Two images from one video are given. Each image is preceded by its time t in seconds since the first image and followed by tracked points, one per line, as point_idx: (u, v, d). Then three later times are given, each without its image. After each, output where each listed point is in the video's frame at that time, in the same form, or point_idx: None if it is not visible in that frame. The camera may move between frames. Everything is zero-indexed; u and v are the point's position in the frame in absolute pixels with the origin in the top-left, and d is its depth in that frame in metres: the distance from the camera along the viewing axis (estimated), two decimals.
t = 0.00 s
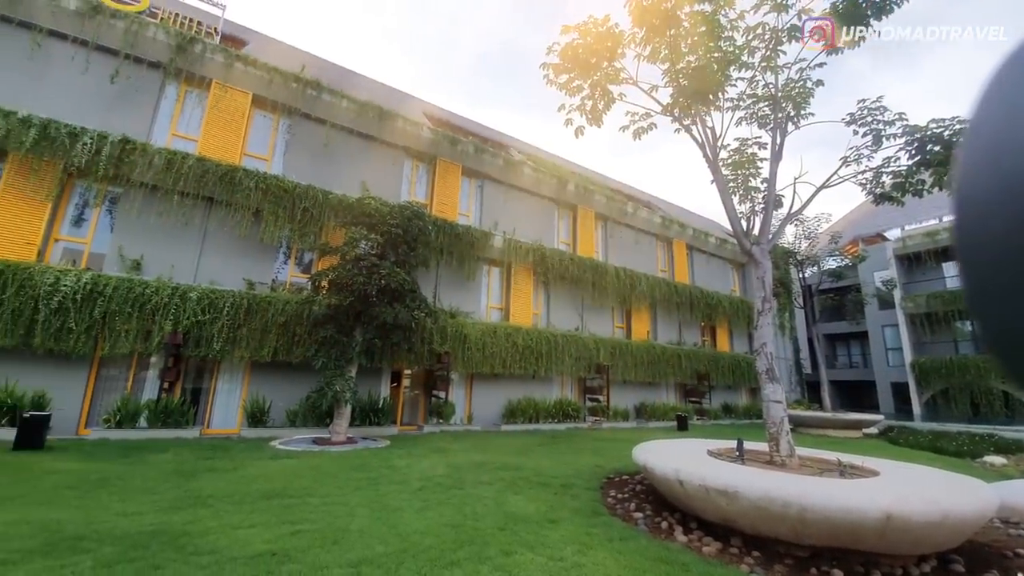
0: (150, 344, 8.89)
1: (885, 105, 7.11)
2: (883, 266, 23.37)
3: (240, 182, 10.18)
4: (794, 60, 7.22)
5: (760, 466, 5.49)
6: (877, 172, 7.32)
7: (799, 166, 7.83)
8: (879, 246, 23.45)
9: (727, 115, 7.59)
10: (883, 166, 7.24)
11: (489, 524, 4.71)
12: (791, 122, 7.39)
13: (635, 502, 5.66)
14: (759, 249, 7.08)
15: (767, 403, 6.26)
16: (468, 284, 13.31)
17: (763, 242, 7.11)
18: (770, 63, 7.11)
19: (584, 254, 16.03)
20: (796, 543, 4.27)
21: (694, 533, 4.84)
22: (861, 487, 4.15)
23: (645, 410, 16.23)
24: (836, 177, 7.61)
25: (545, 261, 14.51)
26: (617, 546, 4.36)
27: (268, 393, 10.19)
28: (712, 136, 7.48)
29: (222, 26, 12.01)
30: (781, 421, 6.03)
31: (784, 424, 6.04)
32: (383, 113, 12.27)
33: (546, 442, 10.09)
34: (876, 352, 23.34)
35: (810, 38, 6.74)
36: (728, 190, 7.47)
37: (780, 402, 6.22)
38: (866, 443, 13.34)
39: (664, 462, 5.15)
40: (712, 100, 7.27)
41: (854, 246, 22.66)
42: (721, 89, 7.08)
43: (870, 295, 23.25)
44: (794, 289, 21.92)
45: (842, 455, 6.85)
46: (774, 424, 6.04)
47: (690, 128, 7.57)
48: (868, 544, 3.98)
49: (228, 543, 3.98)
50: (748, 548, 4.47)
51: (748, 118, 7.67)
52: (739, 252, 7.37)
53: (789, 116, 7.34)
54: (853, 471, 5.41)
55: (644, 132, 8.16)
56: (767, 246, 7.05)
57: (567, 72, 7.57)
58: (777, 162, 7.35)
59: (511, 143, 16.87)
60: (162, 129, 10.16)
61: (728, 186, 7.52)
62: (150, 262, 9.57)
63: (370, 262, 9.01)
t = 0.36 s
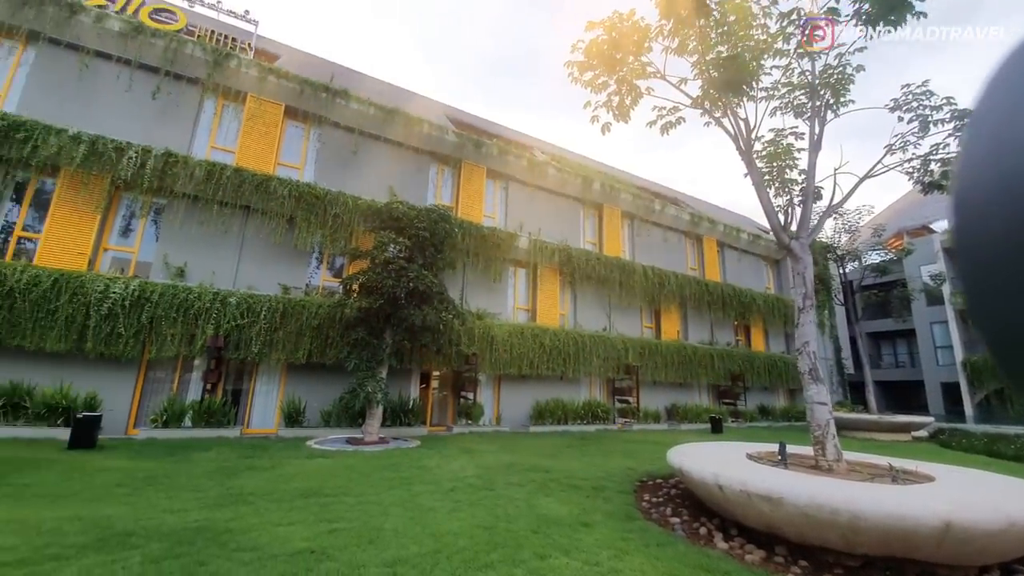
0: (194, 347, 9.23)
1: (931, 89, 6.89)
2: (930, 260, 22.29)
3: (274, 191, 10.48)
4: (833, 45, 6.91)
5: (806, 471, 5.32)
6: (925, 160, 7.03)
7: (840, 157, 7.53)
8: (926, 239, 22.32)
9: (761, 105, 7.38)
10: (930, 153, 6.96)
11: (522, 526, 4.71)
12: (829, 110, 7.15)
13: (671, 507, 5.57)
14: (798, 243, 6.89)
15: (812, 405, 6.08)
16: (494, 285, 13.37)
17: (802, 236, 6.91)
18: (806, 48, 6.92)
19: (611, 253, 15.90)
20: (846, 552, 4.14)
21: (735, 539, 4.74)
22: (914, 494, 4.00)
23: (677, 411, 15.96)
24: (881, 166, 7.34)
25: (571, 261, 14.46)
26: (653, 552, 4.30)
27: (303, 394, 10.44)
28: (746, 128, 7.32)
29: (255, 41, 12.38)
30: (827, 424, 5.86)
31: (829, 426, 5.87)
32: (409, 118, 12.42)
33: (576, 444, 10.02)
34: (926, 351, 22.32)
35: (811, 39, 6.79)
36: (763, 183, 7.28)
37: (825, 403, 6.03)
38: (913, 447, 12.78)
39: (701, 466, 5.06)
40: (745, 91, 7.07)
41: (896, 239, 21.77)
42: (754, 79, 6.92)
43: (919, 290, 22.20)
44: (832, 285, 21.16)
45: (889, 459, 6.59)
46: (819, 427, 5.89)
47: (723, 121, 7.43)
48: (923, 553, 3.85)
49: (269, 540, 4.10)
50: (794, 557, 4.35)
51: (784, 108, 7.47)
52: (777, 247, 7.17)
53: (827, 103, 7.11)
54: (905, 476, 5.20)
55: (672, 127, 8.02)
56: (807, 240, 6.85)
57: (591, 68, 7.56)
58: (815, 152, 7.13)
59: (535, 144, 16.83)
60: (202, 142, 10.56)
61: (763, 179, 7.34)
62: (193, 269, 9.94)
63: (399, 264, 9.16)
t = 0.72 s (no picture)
0: (234, 351, 9.54)
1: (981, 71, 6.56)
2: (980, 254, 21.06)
3: (307, 199, 10.74)
4: (874, 29, 6.76)
5: (855, 478, 5.14)
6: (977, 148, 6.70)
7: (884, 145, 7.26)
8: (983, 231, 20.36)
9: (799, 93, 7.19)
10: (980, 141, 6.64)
11: (556, 531, 4.69)
12: (873, 97, 6.85)
13: (709, 513, 5.46)
14: (842, 237, 6.70)
15: (861, 408, 5.88)
16: (521, 287, 13.40)
17: (846, 230, 6.71)
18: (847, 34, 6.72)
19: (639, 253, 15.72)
20: (900, 563, 3.98)
21: (780, 549, 4.61)
22: (974, 504, 3.82)
23: (710, 414, 15.62)
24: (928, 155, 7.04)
25: (598, 262, 14.36)
26: (692, 559, 4.23)
27: (336, 395, 10.66)
28: (781, 119, 7.15)
29: (286, 55, 12.77)
30: (878, 428, 5.65)
31: (880, 431, 5.65)
32: (434, 123, 12.57)
33: (607, 446, 9.92)
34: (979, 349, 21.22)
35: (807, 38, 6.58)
36: (802, 177, 7.09)
37: (876, 406, 5.82)
38: (966, 452, 12.15)
39: (742, 472, 4.94)
40: (782, 80, 6.92)
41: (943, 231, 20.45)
42: (792, 67, 6.78)
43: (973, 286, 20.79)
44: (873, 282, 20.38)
45: (940, 464, 6.31)
46: (870, 432, 5.67)
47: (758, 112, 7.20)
48: (986, 565, 3.67)
49: (308, 538, 4.20)
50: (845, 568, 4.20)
51: (822, 97, 7.23)
52: (819, 241, 6.98)
53: (870, 90, 6.81)
54: (963, 483, 4.97)
55: (702, 121, 7.86)
56: (852, 234, 6.66)
57: (618, 65, 7.52)
58: (858, 142, 6.89)
59: (560, 145, 16.79)
60: (239, 154, 10.93)
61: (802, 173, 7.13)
62: (233, 276, 10.29)
63: (427, 267, 9.25)
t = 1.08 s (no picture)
0: (268, 354, 9.79)
1: None
2: None
3: (336, 205, 10.96)
4: (914, 13, 6.52)
5: (901, 483, 4.97)
6: None
7: (926, 135, 7.00)
8: None
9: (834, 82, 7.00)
10: None
11: (587, 534, 4.67)
12: (913, 84, 6.66)
13: (745, 519, 5.34)
14: (884, 231, 6.48)
15: (907, 411, 5.69)
16: (546, 289, 13.41)
17: (888, 223, 6.48)
18: (884, 20, 6.52)
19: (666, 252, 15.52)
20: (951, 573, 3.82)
21: (821, 557, 4.48)
22: None
23: (743, 417, 15.26)
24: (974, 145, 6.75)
25: (623, 262, 14.23)
26: (727, 567, 4.15)
27: (365, 397, 10.83)
28: (814, 110, 6.98)
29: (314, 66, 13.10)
30: (924, 432, 5.46)
31: (927, 434, 5.45)
32: (457, 128, 12.69)
33: (636, 450, 9.79)
34: None
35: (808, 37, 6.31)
36: (839, 169, 6.89)
37: (922, 409, 5.63)
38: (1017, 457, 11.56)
39: (779, 476, 4.82)
40: (815, 69, 6.76)
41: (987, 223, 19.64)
42: (826, 56, 6.61)
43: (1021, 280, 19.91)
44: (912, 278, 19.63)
45: (991, 470, 6.02)
46: (916, 435, 5.48)
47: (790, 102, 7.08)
48: None
49: (342, 538, 4.28)
50: None
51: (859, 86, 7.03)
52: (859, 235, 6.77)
53: (909, 76, 6.61)
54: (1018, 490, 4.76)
55: (730, 115, 7.76)
56: (894, 228, 6.43)
57: (642, 61, 7.47)
58: (899, 132, 6.66)
59: (583, 146, 16.73)
60: (271, 163, 11.26)
61: (839, 165, 6.94)
62: (267, 282, 10.59)
63: (453, 270, 9.34)
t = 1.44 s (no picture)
0: (300, 357, 10.01)
1: None
2: None
3: (363, 212, 11.14)
4: None
5: (948, 490, 4.77)
6: None
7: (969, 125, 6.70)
8: None
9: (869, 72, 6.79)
10: None
11: (618, 540, 4.63)
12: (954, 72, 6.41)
13: (782, 527, 5.20)
14: (927, 225, 6.23)
15: (954, 413, 5.45)
16: (571, 291, 13.38)
17: (930, 216, 6.24)
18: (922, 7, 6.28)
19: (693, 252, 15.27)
20: None
21: (864, 566, 4.33)
22: None
23: (777, 420, 14.87)
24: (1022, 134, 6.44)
25: (648, 262, 14.06)
26: None
27: (392, 400, 10.96)
28: (847, 101, 6.79)
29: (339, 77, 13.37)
30: (973, 435, 5.21)
31: (976, 439, 5.21)
32: (480, 133, 12.78)
33: (666, 453, 9.65)
34: None
35: (807, 39, 6.45)
36: (876, 161, 6.67)
37: (970, 412, 5.38)
38: None
39: (818, 483, 4.68)
40: (847, 60, 6.58)
41: None
42: (859, 46, 6.42)
43: None
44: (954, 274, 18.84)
45: None
46: (965, 440, 5.24)
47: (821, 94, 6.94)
48: None
49: (374, 538, 4.35)
50: None
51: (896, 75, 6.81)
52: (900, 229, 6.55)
53: (948, 64, 6.38)
54: None
55: (758, 109, 7.60)
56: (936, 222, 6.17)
57: (665, 58, 7.40)
58: (940, 122, 6.41)
59: (605, 146, 16.64)
60: (301, 173, 11.53)
61: (876, 157, 6.72)
62: (298, 288, 10.86)
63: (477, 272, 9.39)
